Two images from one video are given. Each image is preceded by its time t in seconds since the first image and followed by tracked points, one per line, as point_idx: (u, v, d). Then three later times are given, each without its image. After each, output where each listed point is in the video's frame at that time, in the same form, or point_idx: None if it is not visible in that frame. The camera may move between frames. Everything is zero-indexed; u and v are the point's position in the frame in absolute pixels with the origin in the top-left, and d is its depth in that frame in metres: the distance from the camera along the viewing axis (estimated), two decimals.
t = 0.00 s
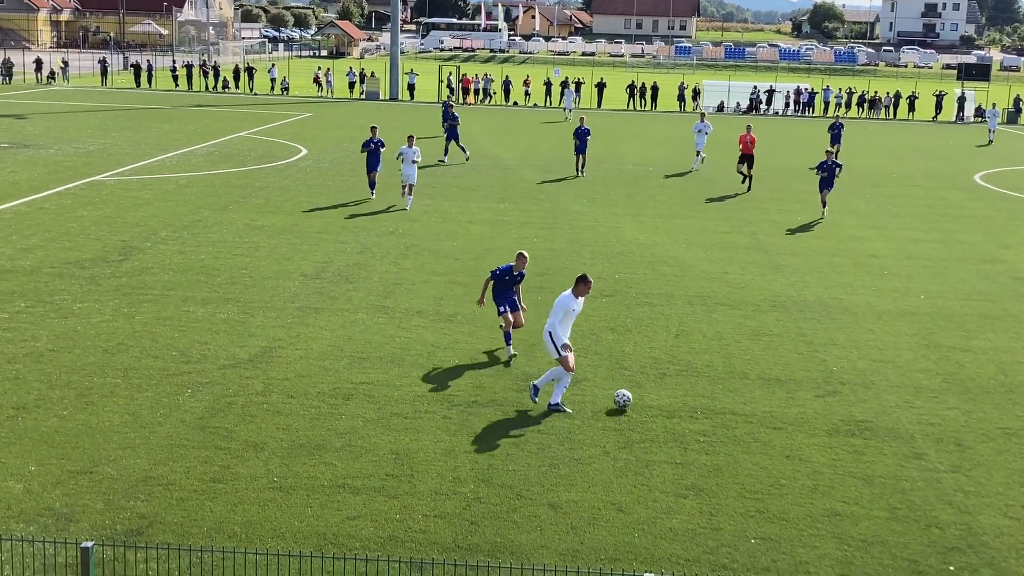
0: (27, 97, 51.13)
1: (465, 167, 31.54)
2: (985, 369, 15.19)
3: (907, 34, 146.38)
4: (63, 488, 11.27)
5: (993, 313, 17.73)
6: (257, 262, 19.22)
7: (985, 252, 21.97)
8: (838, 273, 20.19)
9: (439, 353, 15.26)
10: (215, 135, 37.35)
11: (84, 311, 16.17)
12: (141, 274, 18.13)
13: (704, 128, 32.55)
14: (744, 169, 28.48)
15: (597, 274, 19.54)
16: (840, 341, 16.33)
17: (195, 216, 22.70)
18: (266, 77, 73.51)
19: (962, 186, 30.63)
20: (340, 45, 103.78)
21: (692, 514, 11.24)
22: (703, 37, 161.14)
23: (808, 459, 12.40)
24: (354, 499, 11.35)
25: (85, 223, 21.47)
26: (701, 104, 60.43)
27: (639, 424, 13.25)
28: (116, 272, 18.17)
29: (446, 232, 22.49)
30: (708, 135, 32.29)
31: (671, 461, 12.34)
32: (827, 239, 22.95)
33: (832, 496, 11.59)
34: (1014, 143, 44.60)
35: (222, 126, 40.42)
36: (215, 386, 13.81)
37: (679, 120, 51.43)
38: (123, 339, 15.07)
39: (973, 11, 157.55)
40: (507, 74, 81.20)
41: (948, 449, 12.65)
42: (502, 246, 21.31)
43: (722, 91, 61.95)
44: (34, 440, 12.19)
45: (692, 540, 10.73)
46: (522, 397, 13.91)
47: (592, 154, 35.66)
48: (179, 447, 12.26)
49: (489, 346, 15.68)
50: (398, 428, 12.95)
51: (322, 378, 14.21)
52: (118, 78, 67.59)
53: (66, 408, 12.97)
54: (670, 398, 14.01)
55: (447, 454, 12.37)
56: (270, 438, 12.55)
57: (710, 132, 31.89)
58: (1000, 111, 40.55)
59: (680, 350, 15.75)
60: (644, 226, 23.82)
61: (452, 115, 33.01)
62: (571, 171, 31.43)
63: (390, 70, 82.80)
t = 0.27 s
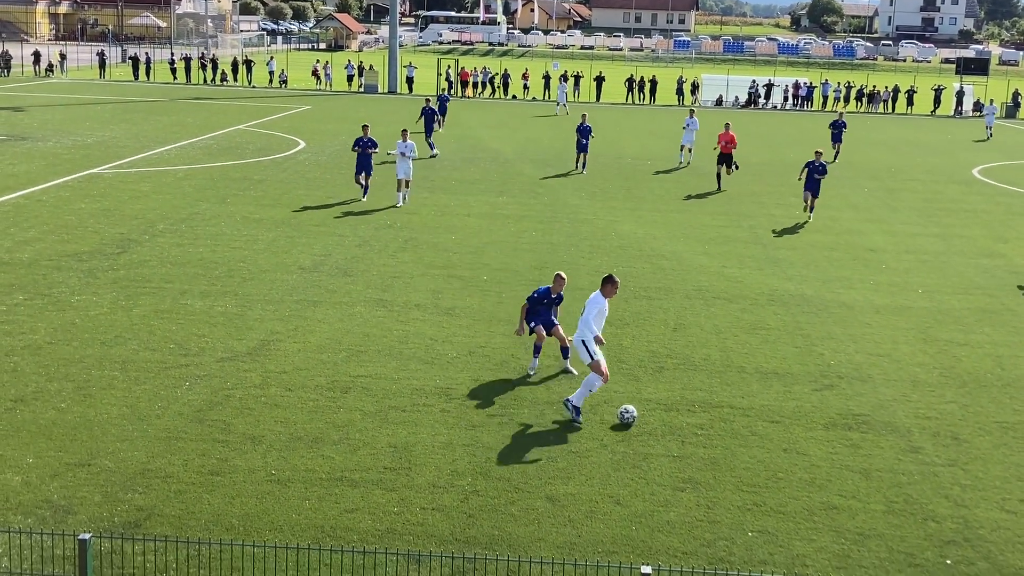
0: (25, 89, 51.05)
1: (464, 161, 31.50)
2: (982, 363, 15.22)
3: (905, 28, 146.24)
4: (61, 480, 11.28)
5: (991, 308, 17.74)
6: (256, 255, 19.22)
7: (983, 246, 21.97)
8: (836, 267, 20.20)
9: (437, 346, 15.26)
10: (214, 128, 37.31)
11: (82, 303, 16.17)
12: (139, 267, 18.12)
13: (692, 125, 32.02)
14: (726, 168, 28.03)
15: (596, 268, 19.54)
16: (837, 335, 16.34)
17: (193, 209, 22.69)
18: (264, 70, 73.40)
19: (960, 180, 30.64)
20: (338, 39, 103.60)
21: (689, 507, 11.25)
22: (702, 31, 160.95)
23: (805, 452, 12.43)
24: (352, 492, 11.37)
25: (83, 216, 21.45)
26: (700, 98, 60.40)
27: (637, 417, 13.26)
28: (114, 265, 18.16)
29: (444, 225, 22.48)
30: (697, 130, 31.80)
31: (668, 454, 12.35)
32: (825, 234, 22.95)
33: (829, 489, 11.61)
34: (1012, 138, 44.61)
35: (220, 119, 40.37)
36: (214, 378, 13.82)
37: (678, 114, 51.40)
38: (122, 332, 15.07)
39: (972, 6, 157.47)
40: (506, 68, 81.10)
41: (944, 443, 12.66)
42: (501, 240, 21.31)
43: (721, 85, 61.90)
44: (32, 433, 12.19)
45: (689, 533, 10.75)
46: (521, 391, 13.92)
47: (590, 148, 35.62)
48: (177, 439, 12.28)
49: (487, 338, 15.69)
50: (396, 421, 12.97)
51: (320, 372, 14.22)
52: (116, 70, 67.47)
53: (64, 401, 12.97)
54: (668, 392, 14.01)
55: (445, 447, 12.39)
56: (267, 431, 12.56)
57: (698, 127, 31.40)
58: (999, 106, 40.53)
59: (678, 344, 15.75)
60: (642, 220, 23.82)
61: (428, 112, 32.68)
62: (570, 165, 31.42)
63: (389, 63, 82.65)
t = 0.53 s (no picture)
0: (21, 83, 50.92)
1: (461, 156, 31.46)
2: (977, 358, 15.24)
3: (902, 24, 146.25)
4: (57, 474, 11.27)
5: (987, 303, 17.77)
6: (252, 250, 19.20)
7: (979, 242, 21.99)
8: (832, 262, 20.21)
9: (434, 341, 15.25)
10: (210, 122, 37.25)
11: (78, 297, 16.15)
12: (136, 262, 18.09)
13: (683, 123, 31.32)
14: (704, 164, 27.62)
15: (593, 263, 19.52)
16: (833, 330, 16.36)
17: (190, 203, 22.64)
18: (261, 65, 73.27)
19: (956, 176, 30.67)
20: (335, 33, 103.45)
21: (685, 502, 11.26)
22: (699, 26, 160.84)
23: (801, 447, 12.44)
24: (348, 487, 11.36)
25: (79, 210, 21.42)
26: (698, 93, 60.37)
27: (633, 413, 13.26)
28: (110, 260, 18.12)
29: (440, 220, 22.46)
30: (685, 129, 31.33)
31: (664, 450, 12.36)
32: (822, 229, 22.96)
33: (825, 484, 11.62)
34: (1009, 133, 44.67)
35: (217, 114, 40.28)
36: (210, 373, 13.81)
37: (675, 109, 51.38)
38: (118, 326, 15.05)
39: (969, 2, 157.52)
40: (503, 63, 81.05)
41: (940, 439, 12.67)
42: (497, 235, 21.30)
43: (718, 80, 61.90)
44: (28, 427, 12.18)
45: (686, 528, 10.75)
46: (517, 386, 13.91)
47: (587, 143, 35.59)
48: (173, 434, 12.27)
49: (483, 333, 15.69)
50: (393, 416, 12.97)
51: (316, 366, 14.21)
52: (113, 65, 67.32)
53: (60, 395, 12.96)
54: (665, 387, 14.02)
55: (442, 442, 12.38)
56: (264, 426, 12.55)
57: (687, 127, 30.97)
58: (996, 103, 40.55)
59: (675, 340, 15.75)
60: (639, 215, 23.82)
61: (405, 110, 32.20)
62: (567, 160, 31.38)
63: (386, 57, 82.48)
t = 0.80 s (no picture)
0: (17, 79, 50.82)
1: (458, 152, 31.45)
2: (973, 355, 15.26)
3: (899, 21, 146.30)
4: (53, 471, 11.26)
5: (982, 301, 17.80)
6: (248, 246, 19.18)
7: (975, 239, 22.02)
8: (829, 259, 20.23)
9: (430, 338, 15.25)
10: (206, 118, 37.19)
11: (74, 293, 16.13)
12: (132, 258, 18.07)
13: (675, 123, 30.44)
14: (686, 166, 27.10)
15: (589, 260, 19.53)
16: (829, 327, 16.37)
17: (186, 200, 22.62)
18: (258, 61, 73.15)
19: (952, 173, 30.70)
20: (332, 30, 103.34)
21: (681, 498, 11.27)
22: (696, 23, 160.80)
23: (797, 444, 12.46)
24: (344, 484, 11.37)
25: (74, 206, 21.38)
26: (695, 90, 60.39)
27: (630, 410, 13.27)
28: (106, 256, 18.10)
29: (437, 217, 22.46)
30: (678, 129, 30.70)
31: (660, 446, 12.37)
32: (818, 226, 22.97)
33: (820, 481, 11.64)
34: (1005, 131, 44.72)
35: (213, 110, 40.24)
36: (206, 369, 13.80)
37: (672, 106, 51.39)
38: (114, 323, 15.03)
39: None
40: (500, 59, 80.99)
41: (935, 436, 12.70)
42: (493, 231, 21.29)
43: (715, 77, 61.91)
44: (23, 423, 12.17)
45: (682, 525, 10.77)
46: (513, 382, 13.91)
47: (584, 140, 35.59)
48: (169, 430, 12.27)
49: (479, 329, 15.68)
50: (389, 413, 12.97)
51: (312, 363, 14.20)
52: (109, 61, 67.19)
53: (56, 392, 12.94)
54: (661, 384, 14.04)
55: (438, 439, 12.39)
56: (260, 422, 12.55)
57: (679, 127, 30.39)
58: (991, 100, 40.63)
59: (671, 337, 15.76)
60: (636, 212, 23.82)
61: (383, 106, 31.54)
62: (563, 157, 31.38)
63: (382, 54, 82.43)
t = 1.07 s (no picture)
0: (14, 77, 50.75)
1: (454, 150, 31.45)
2: (969, 354, 15.29)
3: (895, 20, 146.41)
4: (49, 468, 11.26)
5: (979, 299, 17.82)
6: (245, 244, 19.17)
7: (972, 237, 22.04)
8: (825, 258, 20.25)
9: (427, 336, 15.25)
10: (203, 116, 37.17)
11: (70, 291, 16.12)
12: (128, 255, 18.07)
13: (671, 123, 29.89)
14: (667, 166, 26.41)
15: (586, 258, 19.54)
16: (826, 326, 16.39)
17: (183, 197, 22.60)
18: (255, 58, 73.07)
19: (949, 172, 30.73)
20: (328, 27, 103.29)
21: (677, 497, 11.28)
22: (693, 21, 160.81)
23: (793, 442, 12.47)
24: (341, 482, 11.37)
25: (71, 204, 21.36)
26: (691, 88, 60.39)
27: (627, 408, 13.26)
28: (102, 253, 18.09)
29: (434, 215, 22.47)
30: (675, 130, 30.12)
31: (657, 445, 12.37)
32: (815, 225, 23.00)
33: (817, 479, 11.65)
34: (1001, 130, 44.79)
35: (210, 107, 40.21)
36: (202, 367, 13.80)
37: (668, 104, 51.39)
38: (110, 320, 15.02)
39: None
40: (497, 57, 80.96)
41: (932, 434, 12.71)
42: (491, 229, 21.29)
43: (712, 76, 61.95)
44: (20, 421, 12.17)
45: (678, 523, 10.78)
46: (510, 380, 13.91)
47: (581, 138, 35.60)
48: (166, 428, 12.26)
49: (475, 328, 15.68)
50: (386, 411, 12.97)
51: (309, 360, 14.20)
52: (105, 58, 67.12)
53: (52, 389, 12.93)
54: (657, 382, 14.05)
55: (434, 437, 12.39)
56: (256, 420, 12.54)
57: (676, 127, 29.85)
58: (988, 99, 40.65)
59: (667, 335, 15.77)
60: (633, 210, 23.83)
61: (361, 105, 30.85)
62: (560, 155, 31.38)
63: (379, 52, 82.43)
